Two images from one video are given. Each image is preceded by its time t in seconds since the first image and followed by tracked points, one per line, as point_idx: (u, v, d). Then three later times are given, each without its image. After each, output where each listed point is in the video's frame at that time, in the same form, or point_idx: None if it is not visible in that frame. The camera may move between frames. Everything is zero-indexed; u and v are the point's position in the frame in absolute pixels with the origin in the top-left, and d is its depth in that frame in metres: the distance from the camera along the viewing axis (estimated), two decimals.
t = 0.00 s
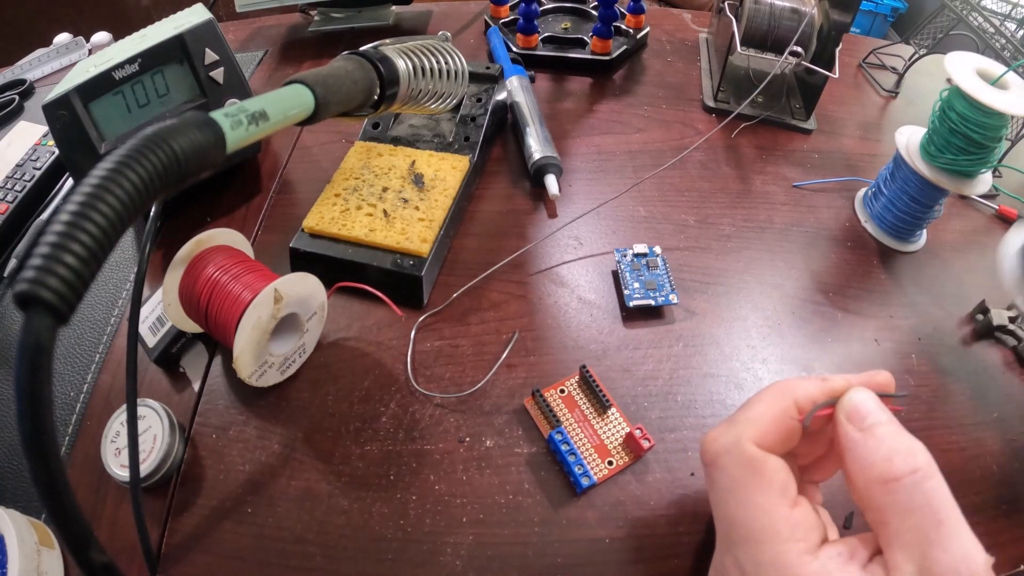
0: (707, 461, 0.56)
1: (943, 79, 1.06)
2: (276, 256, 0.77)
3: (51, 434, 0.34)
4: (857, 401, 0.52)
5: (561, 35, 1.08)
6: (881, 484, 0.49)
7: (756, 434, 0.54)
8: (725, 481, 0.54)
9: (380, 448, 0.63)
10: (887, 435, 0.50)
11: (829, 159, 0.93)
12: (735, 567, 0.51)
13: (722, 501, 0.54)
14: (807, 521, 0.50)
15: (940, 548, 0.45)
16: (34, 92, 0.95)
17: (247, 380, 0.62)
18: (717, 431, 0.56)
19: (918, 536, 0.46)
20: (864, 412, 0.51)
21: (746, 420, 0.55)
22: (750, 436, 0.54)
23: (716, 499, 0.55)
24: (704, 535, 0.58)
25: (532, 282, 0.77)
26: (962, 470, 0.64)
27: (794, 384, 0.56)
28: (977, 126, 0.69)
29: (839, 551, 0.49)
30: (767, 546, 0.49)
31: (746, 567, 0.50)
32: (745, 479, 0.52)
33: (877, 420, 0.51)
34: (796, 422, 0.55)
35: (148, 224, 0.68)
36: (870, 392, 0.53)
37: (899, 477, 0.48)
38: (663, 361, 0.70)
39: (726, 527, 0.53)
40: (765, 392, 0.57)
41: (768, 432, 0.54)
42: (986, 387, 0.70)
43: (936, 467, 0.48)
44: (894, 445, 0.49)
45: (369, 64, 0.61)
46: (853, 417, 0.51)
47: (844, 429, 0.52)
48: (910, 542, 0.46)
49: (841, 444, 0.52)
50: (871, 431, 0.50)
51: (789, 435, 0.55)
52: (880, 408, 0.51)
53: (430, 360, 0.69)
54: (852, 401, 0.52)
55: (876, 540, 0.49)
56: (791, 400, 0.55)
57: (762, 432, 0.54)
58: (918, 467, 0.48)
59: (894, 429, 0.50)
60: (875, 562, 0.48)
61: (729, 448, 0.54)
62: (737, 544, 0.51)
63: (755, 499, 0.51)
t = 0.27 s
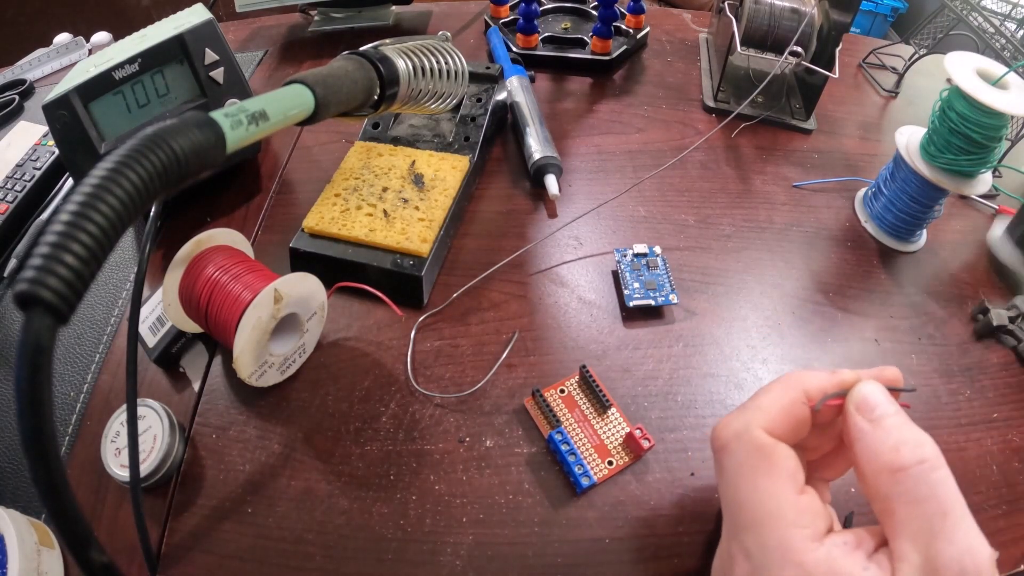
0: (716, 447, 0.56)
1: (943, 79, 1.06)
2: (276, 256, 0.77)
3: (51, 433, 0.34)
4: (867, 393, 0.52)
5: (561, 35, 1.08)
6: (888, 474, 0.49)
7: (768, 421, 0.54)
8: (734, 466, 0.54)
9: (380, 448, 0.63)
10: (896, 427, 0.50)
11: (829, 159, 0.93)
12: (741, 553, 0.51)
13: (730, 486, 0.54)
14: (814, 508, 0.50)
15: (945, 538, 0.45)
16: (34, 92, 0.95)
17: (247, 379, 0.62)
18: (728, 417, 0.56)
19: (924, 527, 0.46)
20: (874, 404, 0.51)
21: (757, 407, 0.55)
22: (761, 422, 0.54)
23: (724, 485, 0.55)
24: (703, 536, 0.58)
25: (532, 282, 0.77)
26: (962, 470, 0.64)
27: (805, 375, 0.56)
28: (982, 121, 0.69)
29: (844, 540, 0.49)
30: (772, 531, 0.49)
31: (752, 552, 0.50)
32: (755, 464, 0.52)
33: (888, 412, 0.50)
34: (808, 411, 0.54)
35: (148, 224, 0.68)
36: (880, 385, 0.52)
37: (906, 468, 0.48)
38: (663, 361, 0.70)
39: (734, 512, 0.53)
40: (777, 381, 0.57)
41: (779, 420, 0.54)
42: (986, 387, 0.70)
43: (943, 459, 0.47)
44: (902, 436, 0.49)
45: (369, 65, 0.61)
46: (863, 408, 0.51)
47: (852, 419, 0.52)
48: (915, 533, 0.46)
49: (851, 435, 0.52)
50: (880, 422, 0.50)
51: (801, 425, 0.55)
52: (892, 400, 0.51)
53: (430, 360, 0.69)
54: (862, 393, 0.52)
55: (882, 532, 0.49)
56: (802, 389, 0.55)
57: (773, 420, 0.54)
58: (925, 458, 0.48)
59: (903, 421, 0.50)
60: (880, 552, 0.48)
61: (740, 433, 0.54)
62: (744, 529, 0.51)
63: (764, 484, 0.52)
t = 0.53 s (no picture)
0: (736, 422, 0.55)
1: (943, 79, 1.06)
2: (276, 256, 0.77)
3: (51, 433, 0.34)
4: (880, 378, 0.53)
5: (561, 35, 1.08)
6: (899, 454, 0.49)
7: (790, 397, 0.54)
8: (756, 440, 0.52)
9: (380, 448, 0.63)
10: (909, 408, 0.51)
11: (829, 159, 0.93)
12: (758, 527, 0.50)
13: (749, 460, 0.52)
14: (830, 486, 0.50)
15: (955, 516, 0.45)
16: (33, 92, 0.95)
17: (247, 380, 0.62)
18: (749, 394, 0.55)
19: (934, 505, 0.46)
20: (887, 388, 0.52)
21: (779, 385, 0.55)
22: (784, 398, 0.53)
23: (742, 460, 0.54)
24: (703, 536, 0.58)
25: (532, 281, 0.77)
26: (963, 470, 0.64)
27: (824, 358, 0.57)
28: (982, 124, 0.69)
29: (856, 518, 0.48)
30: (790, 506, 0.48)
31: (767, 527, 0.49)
32: (779, 438, 0.51)
33: (901, 397, 0.51)
34: (827, 391, 0.55)
35: (148, 224, 0.68)
36: (892, 372, 0.54)
37: (918, 447, 0.48)
38: (663, 361, 0.70)
39: (751, 486, 0.52)
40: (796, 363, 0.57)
41: (801, 398, 0.54)
42: (986, 387, 0.70)
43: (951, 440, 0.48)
44: (914, 418, 0.50)
45: (369, 65, 0.61)
46: (878, 391, 0.52)
47: (866, 402, 0.52)
48: (925, 510, 0.47)
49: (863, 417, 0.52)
50: (893, 405, 0.51)
51: (817, 406, 0.55)
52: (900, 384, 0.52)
53: (430, 360, 0.69)
54: (877, 378, 0.52)
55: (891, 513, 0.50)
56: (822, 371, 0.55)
57: (795, 397, 0.54)
58: (936, 438, 0.48)
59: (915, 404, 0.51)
60: (890, 530, 0.48)
61: (765, 408, 0.53)
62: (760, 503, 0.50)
63: (786, 458, 0.50)
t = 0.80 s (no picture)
0: (737, 423, 0.55)
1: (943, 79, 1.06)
2: (276, 256, 0.77)
3: (51, 433, 0.34)
4: (883, 381, 0.52)
5: (561, 35, 1.08)
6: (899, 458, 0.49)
7: (790, 399, 0.54)
8: (755, 440, 0.52)
9: (380, 448, 0.63)
10: (909, 412, 0.50)
11: (829, 159, 0.93)
12: (755, 529, 0.50)
13: (748, 462, 0.52)
14: (829, 489, 0.50)
15: (953, 521, 0.45)
16: (34, 92, 0.95)
17: (247, 380, 0.62)
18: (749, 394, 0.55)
19: (933, 509, 0.46)
20: (889, 391, 0.52)
21: (778, 386, 0.54)
22: (784, 400, 0.53)
23: (742, 460, 0.53)
24: (703, 535, 0.58)
25: (532, 282, 0.77)
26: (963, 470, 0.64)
27: (824, 359, 0.57)
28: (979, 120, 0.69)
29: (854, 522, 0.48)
30: (789, 507, 0.48)
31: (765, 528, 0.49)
32: (779, 439, 0.51)
33: (902, 400, 0.51)
34: (828, 393, 0.55)
35: (148, 224, 0.68)
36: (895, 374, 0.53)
37: (917, 451, 0.48)
38: (662, 361, 0.70)
39: (749, 487, 0.52)
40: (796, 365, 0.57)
41: (801, 399, 0.54)
42: (986, 387, 0.70)
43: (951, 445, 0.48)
44: (915, 421, 0.50)
45: (369, 65, 0.61)
46: (879, 393, 0.52)
47: (867, 404, 0.52)
48: (924, 514, 0.47)
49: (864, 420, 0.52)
50: (894, 409, 0.51)
51: (817, 407, 0.55)
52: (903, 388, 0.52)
53: (430, 360, 0.69)
54: (879, 380, 0.52)
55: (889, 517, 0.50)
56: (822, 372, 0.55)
57: (795, 399, 0.54)
58: (937, 443, 0.48)
59: (916, 408, 0.51)
60: (888, 534, 0.48)
61: (764, 409, 0.53)
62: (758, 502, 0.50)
63: (785, 459, 0.50)
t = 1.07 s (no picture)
0: (742, 419, 0.54)
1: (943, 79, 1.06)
2: (276, 256, 0.77)
3: (51, 433, 0.34)
4: (885, 379, 0.52)
5: (561, 35, 1.08)
6: (900, 457, 0.49)
7: (798, 396, 0.53)
8: (761, 438, 0.51)
9: (380, 448, 0.63)
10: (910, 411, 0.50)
11: (829, 159, 0.93)
12: (756, 528, 0.50)
13: (753, 460, 0.52)
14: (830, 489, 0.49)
15: (952, 522, 0.45)
16: (34, 92, 0.95)
17: (247, 380, 0.62)
18: (755, 391, 0.54)
19: (932, 509, 0.46)
20: (891, 389, 0.51)
21: (785, 383, 0.54)
22: (792, 397, 0.52)
23: (745, 458, 0.53)
24: (703, 536, 0.58)
25: (532, 282, 0.77)
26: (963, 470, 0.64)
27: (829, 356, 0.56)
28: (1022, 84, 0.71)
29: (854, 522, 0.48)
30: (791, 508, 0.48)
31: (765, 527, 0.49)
32: (784, 437, 0.51)
33: (903, 398, 0.51)
34: (832, 390, 0.54)
35: (148, 224, 0.68)
36: (897, 373, 0.53)
37: (918, 450, 0.48)
38: (662, 361, 0.70)
39: (752, 485, 0.51)
40: (800, 360, 0.57)
41: (808, 397, 0.53)
42: (986, 387, 0.70)
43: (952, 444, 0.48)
44: (916, 420, 0.50)
45: (369, 65, 0.61)
46: (881, 392, 0.51)
47: (870, 402, 0.52)
48: (923, 514, 0.47)
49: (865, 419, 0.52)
50: (896, 407, 0.51)
51: (822, 404, 0.54)
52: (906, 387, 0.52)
53: (430, 360, 0.69)
54: (880, 378, 0.52)
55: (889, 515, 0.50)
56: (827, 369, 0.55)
57: (803, 396, 0.53)
58: (937, 442, 0.48)
59: (917, 407, 0.51)
60: (888, 533, 0.48)
61: (771, 407, 0.52)
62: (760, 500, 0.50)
63: (789, 458, 0.50)
